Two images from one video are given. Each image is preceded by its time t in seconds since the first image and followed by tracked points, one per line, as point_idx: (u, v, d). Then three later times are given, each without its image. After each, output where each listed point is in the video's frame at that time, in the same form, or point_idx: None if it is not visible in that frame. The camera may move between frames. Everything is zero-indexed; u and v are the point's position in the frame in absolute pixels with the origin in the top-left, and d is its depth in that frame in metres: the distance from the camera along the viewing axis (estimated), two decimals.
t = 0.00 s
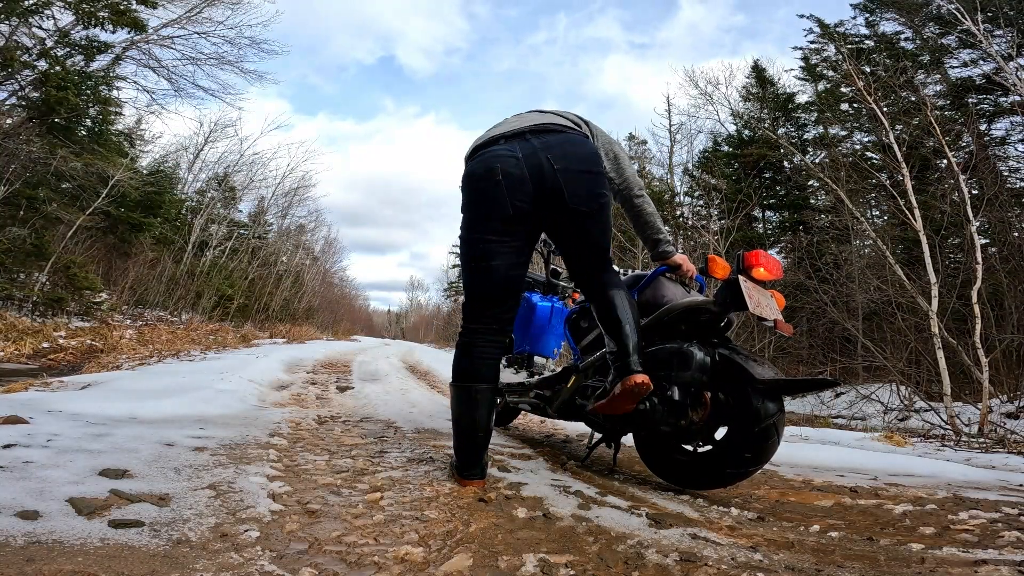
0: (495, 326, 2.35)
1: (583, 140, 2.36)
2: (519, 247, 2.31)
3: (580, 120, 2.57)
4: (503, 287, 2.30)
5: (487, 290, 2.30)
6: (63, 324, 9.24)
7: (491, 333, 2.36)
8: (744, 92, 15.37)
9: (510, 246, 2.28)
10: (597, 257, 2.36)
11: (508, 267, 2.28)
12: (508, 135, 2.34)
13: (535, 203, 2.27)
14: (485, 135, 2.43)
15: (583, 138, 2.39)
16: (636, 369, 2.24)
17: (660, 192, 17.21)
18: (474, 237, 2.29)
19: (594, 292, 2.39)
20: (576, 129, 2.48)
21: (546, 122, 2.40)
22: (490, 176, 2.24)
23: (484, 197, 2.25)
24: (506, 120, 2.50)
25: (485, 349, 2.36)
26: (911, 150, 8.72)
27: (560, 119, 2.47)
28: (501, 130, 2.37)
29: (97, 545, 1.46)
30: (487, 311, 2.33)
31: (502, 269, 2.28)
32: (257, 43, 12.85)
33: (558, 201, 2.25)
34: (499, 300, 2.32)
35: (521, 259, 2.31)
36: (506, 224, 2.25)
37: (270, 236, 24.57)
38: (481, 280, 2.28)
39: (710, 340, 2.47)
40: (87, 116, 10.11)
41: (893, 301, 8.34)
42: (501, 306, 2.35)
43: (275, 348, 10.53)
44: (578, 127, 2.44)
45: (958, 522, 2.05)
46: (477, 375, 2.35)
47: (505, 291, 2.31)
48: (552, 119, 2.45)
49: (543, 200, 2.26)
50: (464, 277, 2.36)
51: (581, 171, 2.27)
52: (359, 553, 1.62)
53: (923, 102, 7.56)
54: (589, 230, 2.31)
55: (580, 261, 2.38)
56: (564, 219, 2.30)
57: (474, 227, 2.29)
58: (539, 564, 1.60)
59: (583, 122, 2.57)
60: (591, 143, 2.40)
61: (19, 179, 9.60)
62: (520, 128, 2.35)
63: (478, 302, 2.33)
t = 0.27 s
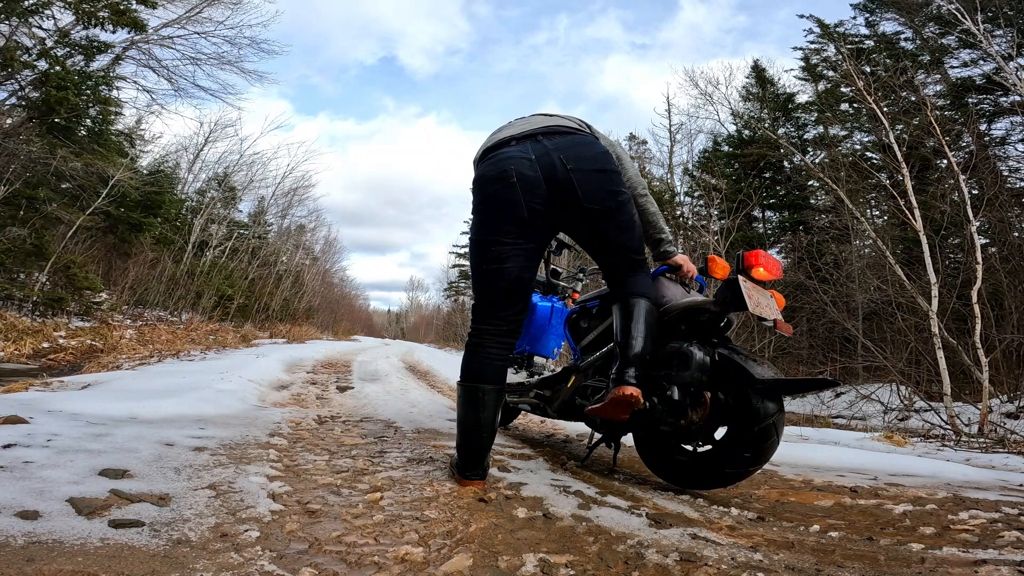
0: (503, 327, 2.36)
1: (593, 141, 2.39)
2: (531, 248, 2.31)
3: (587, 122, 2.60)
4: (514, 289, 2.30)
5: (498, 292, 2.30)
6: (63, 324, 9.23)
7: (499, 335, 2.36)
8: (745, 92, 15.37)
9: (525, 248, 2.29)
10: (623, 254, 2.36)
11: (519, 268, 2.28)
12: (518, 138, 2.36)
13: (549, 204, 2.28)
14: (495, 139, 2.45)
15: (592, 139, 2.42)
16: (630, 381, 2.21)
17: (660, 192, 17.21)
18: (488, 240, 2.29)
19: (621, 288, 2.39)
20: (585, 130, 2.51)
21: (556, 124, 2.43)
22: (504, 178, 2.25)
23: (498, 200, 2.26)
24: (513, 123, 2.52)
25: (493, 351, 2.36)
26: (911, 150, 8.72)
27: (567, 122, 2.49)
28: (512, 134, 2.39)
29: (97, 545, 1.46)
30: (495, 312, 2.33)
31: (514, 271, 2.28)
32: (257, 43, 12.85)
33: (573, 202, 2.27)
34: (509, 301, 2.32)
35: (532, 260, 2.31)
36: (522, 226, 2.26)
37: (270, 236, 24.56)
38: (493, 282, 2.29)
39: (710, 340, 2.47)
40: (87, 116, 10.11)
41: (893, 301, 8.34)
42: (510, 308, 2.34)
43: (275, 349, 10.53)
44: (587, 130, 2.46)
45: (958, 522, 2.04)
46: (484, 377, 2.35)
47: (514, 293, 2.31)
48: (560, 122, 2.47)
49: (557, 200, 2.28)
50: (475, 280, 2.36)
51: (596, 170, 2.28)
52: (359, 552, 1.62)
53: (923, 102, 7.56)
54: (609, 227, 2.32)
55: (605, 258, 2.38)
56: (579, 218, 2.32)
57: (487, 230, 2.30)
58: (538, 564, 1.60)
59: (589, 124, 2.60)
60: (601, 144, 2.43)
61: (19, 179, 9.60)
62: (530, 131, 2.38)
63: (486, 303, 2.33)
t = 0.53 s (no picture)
0: (507, 328, 2.37)
1: (595, 140, 2.36)
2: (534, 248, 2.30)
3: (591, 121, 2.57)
4: (517, 291, 2.31)
5: (501, 293, 2.31)
6: (64, 324, 9.23)
7: (503, 336, 2.38)
8: (745, 92, 15.37)
9: (525, 249, 2.29)
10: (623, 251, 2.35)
11: (521, 269, 2.28)
12: (520, 140, 2.36)
13: (548, 207, 2.28)
14: (498, 141, 2.46)
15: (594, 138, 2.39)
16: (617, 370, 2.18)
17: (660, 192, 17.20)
18: (489, 242, 2.31)
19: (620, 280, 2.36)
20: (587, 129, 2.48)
21: (558, 124, 2.41)
22: (504, 181, 2.26)
23: (497, 203, 2.27)
24: (516, 125, 2.52)
25: (497, 351, 2.38)
26: (911, 150, 8.72)
27: (570, 121, 2.47)
28: (514, 136, 2.40)
29: (97, 545, 1.46)
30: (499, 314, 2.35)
31: (515, 273, 2.28)
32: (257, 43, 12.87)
33: (572, 203, 2.26)
34: (513, 303, 2.32)
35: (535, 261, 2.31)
36: (521, 228, 2.27)
37: (270, 236, 24.56)
38: (495, 284, 2.30)
39: (710, 340, 2.47)
40: (87, 116, 10.11)
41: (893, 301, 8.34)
42: (515, 309, 2.35)
43: (275, 349, 10.53)
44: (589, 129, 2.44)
45: (958, 522, 2.04)
46: (488, 377, 2.35)
47: (518, 295, 2.32)
48: (563, 122, 2.46)
49: (556, 202, 2.28)
50: (479, 281, 2.37)
51: (596, 171, 2.26)
52: (359, 553, 1.62)
53: (923, 102, 7.56)
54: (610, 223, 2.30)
55: (605, 256, 2.36)
56: (579, 219, 2.30)
57: (488, 232, 2.31)
58: (538, 564, 1.60)
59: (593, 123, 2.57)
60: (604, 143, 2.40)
61: (19, 179, 9.61)
62: (532, 132, 2.37)
63: (491, 304, 2.34)
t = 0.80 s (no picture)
0: (506, 328, 2.36)
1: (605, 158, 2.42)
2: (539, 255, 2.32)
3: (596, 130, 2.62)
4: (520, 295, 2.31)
5: (505, 296, 2.31)
6: (63, 324, 9.22)
7: (503, 335, 2.37)
8: (745, 92, 15.37)
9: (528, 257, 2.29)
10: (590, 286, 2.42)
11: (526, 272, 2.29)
12: (531, 145, 2.38)
13: (553, 217, 2.31)
14: (508, 142, 2.46)
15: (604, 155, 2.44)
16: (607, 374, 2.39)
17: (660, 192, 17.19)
18: (493, 244, 2.29)
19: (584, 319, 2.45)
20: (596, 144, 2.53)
21: (570, 134, 2.44)
22: (514, 186, 2.26)
23: (505, 206, 2.27)
24: (531, 127, 2.52)
25: (496, 349, 2.37)
26: (911, 150, 8.72)
27: (581, 130, 2.51)
28: (525, 140, 2.41)
29: (97, 545, 1.46)
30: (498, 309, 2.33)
31: (520, 276, 2.28)
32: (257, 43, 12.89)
33: (576, 217, 2.30)
34: (512, 303, 2.31)
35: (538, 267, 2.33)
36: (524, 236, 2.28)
37: (270, 236, 24.56)
38: (496, 287, 2.30)
39: (710, 340, 2.47)
40: (87, 116, 10.12)
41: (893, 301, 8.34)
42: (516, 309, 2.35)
43: (275, 349, 10.54)
44: (599, 143, 2.49)
45: (958, 522, 2.04)
46: (487, 375, 2.34)
47: (516, 293, 2.31)
48: (574, 130, 2.49)
49: (563, 213, 2.31)
50: (480, 283, 2.35)
51: (603, 190, 2.32)
52: (359, 553, 1.62)
53: (923, 103, 7.56)
54: (591, 253, 2.35)
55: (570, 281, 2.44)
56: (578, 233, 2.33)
57: (493, 233, 2.30)
58: (538, 565, 1.60)
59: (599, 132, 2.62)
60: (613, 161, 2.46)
61: (19, 179, 9.61)
62: (546, 139, 2.39)
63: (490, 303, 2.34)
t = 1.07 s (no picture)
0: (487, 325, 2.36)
1: (566, 142, 2.33)
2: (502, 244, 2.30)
3: (575, 117, 2.58)
4: (491, 286, 2.30)
5: (472, 286, 2.30)
6: (63, 324, 9.22)
7: (485, 333, 2.36)
8: (745, 92, 15.36)
9: (485, 245, 2.29)
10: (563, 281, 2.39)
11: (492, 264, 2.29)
12: (489, 134, 2.37)
13: (503, 204, 2.26)
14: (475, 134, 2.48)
15: (566, 139, 2.35)
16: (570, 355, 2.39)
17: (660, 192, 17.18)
18: (455, 237, 2.33)
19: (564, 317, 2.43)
20: (567, 127, 2.45)
21: (533, 121, 2.39)
22: (463, 175, 2.29)
23: (460, 198, 2.30)
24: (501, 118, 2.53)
25: (478, 350, 2.36)
26: (911, 150, 8.72)
27: (554, 117, 2.47)
28: (486, 131, 2.42)
29: (97, 545, 1.46)
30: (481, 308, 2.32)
31: (487, 266, 2.29)
32: (258, 43, 12.90)
33: (528, 204, 2.24)
34: (486, 298, 2.31)
35: (506, 255, 2.31)
36: (478, 226, 2.28)
37: (270, 236, 24.56)
38: (470, 283, 2.30)
39: (710, 340, 2.48)
40: (87, 116, 10.12)
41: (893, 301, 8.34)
42: (489, 303, 2.34)
43: (275, 349, 10.53)
44: (565, 128, 2.41)
45: (958, 522, 2.04)
46: (474, 378, 2.32)
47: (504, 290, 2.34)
48: (543, 117, 2.45)
49: (512, 201, 2.25)
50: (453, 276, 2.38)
51: (555, 175, 2.23)
52: (359, 553, 1.62)
53: (923, 103, 7.56)
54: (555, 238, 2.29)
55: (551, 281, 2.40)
56: (534, 220, 2.27)
57: (454, 227, 2.33)
58: (538, 565, 1.60)
59: (579, 119, 2.58)
60: (578, 145, 2.35)
61: (19, 179, 9.62)
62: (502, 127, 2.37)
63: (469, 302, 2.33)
